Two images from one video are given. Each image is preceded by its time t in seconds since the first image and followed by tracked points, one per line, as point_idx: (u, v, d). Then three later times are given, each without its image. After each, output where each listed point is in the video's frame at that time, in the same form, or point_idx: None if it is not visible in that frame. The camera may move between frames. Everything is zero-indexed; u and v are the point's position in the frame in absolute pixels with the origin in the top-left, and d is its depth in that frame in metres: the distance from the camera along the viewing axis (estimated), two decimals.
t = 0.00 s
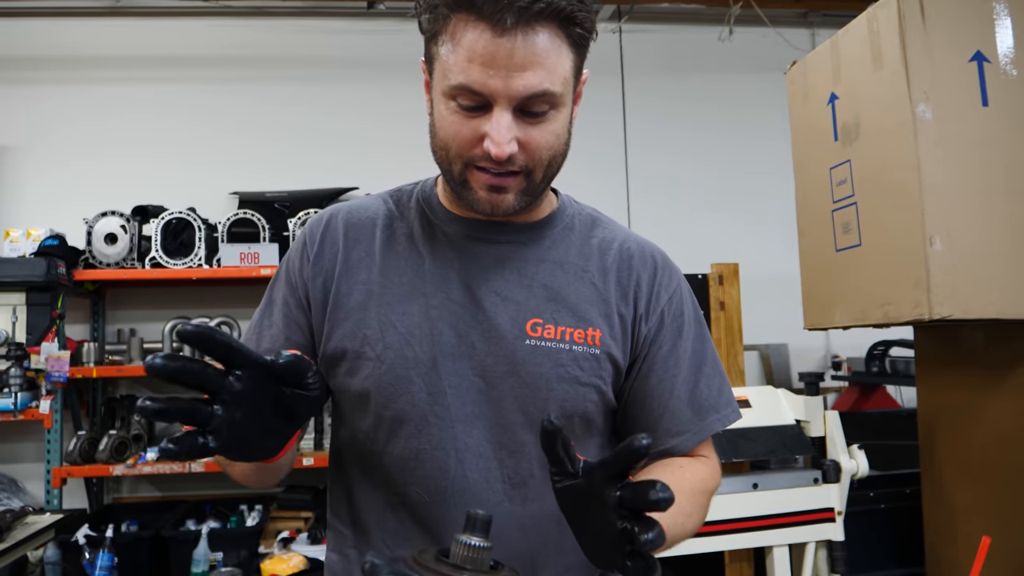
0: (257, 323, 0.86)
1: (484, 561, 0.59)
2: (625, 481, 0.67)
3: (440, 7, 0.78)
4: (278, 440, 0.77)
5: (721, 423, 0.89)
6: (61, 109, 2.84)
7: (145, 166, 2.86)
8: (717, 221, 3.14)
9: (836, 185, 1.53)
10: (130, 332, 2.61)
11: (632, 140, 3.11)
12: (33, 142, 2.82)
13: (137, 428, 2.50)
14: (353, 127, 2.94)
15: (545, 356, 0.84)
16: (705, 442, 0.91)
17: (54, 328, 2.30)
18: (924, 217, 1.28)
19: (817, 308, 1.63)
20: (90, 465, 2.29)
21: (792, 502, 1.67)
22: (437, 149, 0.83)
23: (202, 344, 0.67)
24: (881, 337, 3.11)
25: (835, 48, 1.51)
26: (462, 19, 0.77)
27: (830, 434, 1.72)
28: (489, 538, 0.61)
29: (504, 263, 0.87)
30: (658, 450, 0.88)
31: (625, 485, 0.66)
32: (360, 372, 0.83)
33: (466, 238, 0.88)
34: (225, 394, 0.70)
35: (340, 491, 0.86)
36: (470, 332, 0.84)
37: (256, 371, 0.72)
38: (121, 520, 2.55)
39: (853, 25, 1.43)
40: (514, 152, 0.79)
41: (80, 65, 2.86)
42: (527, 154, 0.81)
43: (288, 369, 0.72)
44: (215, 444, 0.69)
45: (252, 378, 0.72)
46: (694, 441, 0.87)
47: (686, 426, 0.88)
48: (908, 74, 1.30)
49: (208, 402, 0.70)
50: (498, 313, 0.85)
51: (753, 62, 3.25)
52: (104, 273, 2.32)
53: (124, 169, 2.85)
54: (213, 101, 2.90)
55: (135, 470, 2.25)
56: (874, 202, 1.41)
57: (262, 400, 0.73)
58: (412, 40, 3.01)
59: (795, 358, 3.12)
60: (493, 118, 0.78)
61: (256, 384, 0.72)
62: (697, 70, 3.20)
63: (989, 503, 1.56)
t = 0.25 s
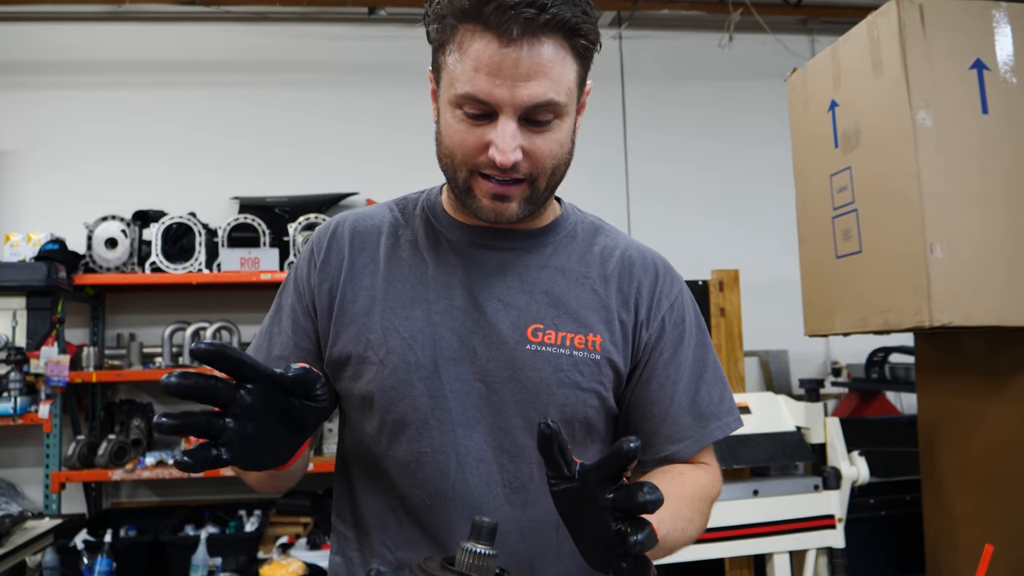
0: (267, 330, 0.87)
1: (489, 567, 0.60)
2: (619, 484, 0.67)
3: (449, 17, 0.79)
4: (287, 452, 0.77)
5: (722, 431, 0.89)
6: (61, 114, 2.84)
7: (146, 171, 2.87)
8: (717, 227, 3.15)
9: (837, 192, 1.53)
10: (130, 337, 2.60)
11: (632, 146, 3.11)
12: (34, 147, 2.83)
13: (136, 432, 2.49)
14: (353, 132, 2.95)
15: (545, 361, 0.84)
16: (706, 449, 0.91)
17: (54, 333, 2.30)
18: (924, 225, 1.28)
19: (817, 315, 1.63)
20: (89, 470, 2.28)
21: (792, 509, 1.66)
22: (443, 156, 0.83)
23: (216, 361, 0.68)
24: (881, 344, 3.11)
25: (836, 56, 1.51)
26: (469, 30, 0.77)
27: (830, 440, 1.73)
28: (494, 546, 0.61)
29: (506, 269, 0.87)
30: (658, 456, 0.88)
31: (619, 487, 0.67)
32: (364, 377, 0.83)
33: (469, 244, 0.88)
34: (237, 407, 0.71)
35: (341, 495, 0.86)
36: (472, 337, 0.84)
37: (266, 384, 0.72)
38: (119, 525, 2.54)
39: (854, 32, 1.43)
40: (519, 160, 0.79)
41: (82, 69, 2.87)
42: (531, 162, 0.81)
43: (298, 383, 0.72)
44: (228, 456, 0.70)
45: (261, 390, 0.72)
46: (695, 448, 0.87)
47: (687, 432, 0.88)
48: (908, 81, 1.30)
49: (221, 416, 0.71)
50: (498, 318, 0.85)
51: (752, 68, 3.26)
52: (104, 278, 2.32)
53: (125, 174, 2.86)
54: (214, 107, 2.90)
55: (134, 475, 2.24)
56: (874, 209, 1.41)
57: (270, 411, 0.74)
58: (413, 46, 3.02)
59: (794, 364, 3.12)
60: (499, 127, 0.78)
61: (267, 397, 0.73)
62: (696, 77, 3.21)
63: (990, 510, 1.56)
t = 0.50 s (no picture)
0: (269, 336, 0.87)
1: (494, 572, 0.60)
2: (624, 481, 0.66)
3: (452, 24, 0.80)
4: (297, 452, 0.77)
5: (721, 430, 0.89)
6: (62, 119, 2.85)
7: (146, 176, 2.87)
8: (716, 232, 3.15)
9: (837, 198, 1.53)
10: (129, 341, 2.60)
11: (631, 151, 3.12)
12: (34, 151, 2.83)
13: (135, 437, 2.49)
14: (354, 137, 2.96)
15: (548, 362, 0.84)
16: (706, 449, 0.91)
17: (53, 337, 2.30)
18: (925, 230, 1.28)
19: (817, 320, 1.63)
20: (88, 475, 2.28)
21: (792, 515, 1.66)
22: (445, 160, 0.83)
23: (234, 355, 0.68)
24: (880, 349, 3.11)
25: (836, 62, 1.52)
26: (472, 36, 0.78)
27: (830, 446, 1.73)
28: (500, 551, 0.62)
29: (508, 271, 0.88)
30: (659, 457, 0.88)
31: (624, 484, 0.66)
32: (368, 381, 0.83)
33: (471, 248, 0.88)
34: (251, 403, 0.71)
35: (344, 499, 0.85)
36: (475, 339, 0.84)
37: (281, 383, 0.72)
38: (118, 530, 2.54)
39: (854, 38, 1.44)
40: (521, 163, 0.80)
41: (83, 74, 2.87)
42: (533, 165, 0.81)
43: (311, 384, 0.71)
44: (241, 451, 0.70)
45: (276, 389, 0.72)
46: (695, 448, 0.87)
47: (687, 432, 0.88)
48: (908, 87, 1.31)
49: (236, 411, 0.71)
50: (501, 320, 0.85)
51: (751, 74, 3.27)
52: (104, 282, 2.33)
53: (126, 178, 2.86)
54: (214, 111, 2.91)
55: (133, 480, 2.24)
56: (874, 214, 1.41)
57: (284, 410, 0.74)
58: (413, 51, 3.03)
59: (794, 369, 3.12)
60: (501, 131, 0.79)
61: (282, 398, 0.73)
62: (695, 83, 3.22)
63: (989, 516, 1.56)
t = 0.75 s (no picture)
0: (266, 336, 0.86)
1: None
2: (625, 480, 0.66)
3: (459, 29, 0.80)
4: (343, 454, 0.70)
5: (716, 432, 0.89)
6: (60, 120, 2.85)
7: (144, 177, 2.87)
8: (714, 236, 3.16)
9: (836, 203, 1.54)
10: (126, 343, 2.60)
11: (630, 155, 3.13)
12: (33, 152, 2.83)
13: (132, 439, 2.48)
14: (353, 140, 2.96)
15: (549, 364, 0.84)
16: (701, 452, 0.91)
17: (50, 339, 2.29)
18: (924, 235, 1.29)
19: (815, 325, 1.64)
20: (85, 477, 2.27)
21: (790, 519, 1.66)
22: (447, 164, 0.83)
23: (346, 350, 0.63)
24: (878, 353, 3.12)
25: (835, 67, 1.53)
26: (478, 40, 0.79)
27: (828, 449, 1.72)
28: (504, 556, 0.61)
29: (507, 273, 0.88)
30: (656, 458, 0.88)
31: (624, 483, 0.66)
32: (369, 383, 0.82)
33: (471, 251, 0.88)
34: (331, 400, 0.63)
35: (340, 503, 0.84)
36: (476, 341, 0.84)
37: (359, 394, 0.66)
38: (114, 532, 2.53)
39: (854, 44, 1.45)
40: (524, 167, 0.80)
41: (82, 76, 2.87)
42: (535, 170, 0.81)
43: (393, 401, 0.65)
44: (313, 450, 0.61)
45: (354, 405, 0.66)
46: (691, 450, 0.87)
47: (684, 434, 0.88)
48: (907, 92, 1.32)
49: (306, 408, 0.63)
50: (502, 322, 0.85)
51: (750, 79, 3.28)
52: (101, 284, 2.32)
53: (124, 179, 2.86)
54: (212, 113, 2.91)
55: (129, 482, 2.23)
56: (874, 219, 1.41)
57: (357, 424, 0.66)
58: (412, 54, 3.04)
59: (791, 373, 3.13)
60: (505, 135, 0.79)
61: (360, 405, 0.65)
62: (694, 87, 3.22)
63: (988, 522, 1.56)
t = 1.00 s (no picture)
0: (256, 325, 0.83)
1: None
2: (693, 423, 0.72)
3: (455, 31, 0.80)
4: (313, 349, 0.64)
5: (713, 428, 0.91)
6: (56, 120, 2.84)
7: (139, 178, 2.86)
8: (710, 240, 3.17)
9: (831, 208, 1.55)
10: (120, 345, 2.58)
11: (626, 159, 3.13)
12: (28, 153, 2.82)
13: (126, 441, 2.47)
14: (349, 142, 2.96)
15: (546, 363, 0.84)
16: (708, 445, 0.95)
17: (44, 340, 2.28)
18: (919, 240, 1.29)
19: (810, 329, 1.64)
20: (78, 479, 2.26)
21: (786, 522, 1.67)
22: (443, 166, 0.83)
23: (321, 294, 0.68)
24: (872, 358, 3.13)
25: (830, 71, 1.54)
26: (475, 43, 0.79)
27: (823, 453, 1.73)
28: (504, 559, 0.61)
29: (503, 272, 0.88)
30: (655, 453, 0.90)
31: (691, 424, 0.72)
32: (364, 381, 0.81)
33: (467, 250, 0.88)
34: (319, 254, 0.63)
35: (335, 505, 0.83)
36: (472, 340, 0.84)
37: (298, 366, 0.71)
38: (107, 535, 2.51)
39: (849, 49, 1.46)
40: (520, 169, 0.80)
41: (78, 76, 2.87)
42: (530, 172, 0.82)
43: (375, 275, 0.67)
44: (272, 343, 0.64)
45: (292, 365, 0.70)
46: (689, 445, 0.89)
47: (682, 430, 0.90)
48: (901, 96, 1.32)
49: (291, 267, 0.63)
50: (498, 322, 0.85)
51: (746, 84, 3.30)
52: (96, 285, 2.31)
53: (119, 180, 2.85)
54: (209, 114, 2.91)
55: (123, 485, 2.22)
56: (869, 223, 1.42)
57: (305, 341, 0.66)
58: (409, 57, 3.04)
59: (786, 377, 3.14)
60: (501, 138, 0.79)
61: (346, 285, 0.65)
62: (691, 91, 3.23)
63: (982, 527, 1.57)
